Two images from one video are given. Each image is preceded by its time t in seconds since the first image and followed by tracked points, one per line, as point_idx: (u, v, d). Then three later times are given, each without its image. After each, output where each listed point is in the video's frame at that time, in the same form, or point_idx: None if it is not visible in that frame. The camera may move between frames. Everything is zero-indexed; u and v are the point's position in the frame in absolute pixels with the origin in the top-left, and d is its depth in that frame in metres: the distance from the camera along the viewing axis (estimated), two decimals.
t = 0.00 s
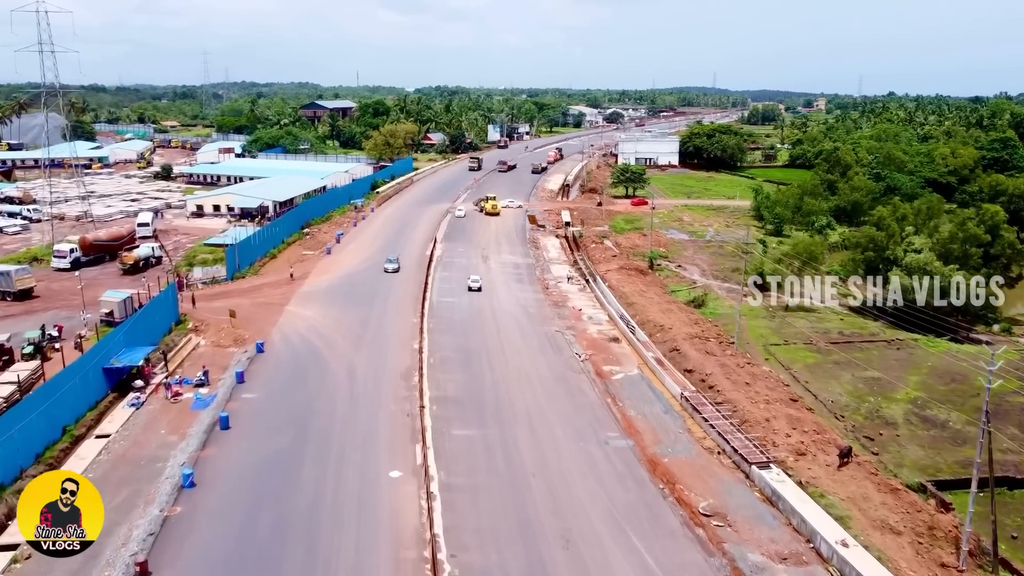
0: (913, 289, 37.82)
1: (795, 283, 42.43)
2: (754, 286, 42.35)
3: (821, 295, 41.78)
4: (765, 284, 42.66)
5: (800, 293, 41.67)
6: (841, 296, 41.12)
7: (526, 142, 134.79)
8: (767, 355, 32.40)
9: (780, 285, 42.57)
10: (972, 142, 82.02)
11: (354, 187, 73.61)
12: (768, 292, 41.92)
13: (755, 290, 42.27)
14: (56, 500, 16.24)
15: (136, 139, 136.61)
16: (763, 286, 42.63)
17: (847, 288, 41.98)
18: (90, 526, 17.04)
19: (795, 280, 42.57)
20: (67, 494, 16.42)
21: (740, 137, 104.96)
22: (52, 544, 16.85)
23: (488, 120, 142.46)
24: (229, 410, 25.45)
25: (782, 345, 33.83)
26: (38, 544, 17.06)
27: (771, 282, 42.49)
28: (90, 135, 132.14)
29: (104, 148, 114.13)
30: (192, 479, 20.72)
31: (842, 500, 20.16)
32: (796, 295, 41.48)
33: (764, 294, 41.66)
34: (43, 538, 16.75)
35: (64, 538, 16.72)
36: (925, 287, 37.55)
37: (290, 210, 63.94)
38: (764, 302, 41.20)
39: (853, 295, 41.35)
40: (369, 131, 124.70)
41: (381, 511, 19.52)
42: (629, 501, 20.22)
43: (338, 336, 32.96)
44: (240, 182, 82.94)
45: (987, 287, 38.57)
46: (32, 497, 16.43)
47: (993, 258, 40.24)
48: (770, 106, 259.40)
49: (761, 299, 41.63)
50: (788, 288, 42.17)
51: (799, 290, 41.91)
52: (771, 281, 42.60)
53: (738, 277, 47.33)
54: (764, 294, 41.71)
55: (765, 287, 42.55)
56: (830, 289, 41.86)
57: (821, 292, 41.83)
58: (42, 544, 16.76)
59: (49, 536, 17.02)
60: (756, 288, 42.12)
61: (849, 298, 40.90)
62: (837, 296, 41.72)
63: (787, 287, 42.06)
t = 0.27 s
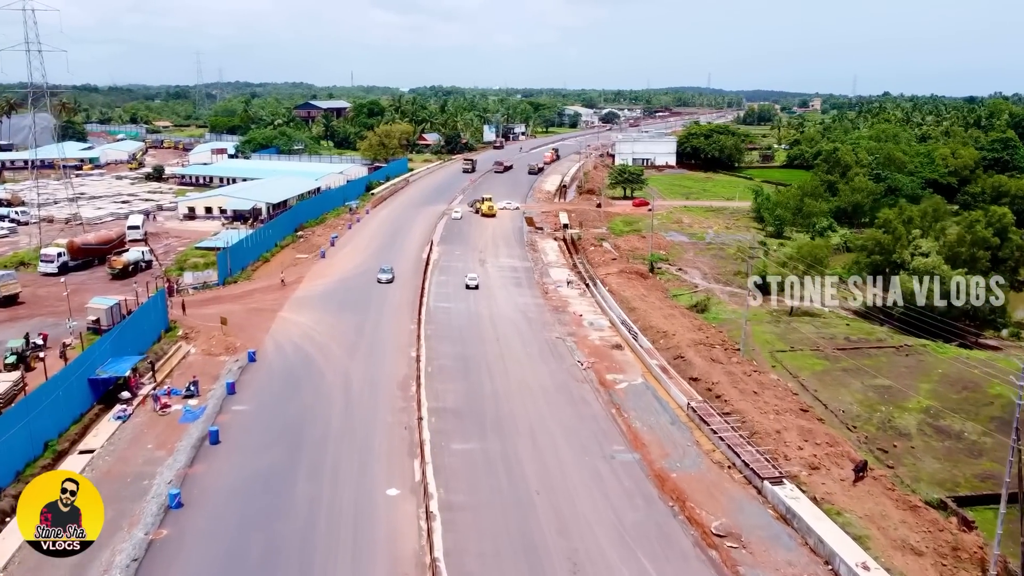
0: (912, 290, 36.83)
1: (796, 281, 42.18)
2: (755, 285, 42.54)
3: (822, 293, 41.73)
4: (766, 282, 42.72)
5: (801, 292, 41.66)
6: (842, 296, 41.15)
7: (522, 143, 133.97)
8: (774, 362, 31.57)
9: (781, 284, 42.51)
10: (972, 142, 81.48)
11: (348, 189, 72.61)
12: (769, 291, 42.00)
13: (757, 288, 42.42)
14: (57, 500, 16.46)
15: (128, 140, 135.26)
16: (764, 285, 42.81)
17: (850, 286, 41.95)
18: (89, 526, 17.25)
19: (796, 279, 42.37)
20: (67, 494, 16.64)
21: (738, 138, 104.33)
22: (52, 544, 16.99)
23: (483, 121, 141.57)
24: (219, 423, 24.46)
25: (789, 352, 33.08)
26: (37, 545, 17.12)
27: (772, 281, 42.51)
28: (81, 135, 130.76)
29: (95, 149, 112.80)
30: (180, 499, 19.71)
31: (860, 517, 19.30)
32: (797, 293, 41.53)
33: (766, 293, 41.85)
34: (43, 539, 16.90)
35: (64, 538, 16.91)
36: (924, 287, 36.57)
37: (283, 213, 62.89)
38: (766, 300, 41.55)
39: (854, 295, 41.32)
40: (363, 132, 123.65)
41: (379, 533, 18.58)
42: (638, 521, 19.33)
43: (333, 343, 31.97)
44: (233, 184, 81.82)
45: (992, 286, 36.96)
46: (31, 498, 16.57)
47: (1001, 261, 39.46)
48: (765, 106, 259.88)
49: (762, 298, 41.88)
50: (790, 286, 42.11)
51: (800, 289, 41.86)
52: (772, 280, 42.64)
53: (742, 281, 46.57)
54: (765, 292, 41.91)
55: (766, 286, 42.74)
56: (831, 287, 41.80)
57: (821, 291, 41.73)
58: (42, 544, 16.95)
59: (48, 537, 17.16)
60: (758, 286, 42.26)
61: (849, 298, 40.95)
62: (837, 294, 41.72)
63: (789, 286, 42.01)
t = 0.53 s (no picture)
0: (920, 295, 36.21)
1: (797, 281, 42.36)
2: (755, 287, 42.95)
3: (822, 293, 41.96)
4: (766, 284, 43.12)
5: (802, 293, 41.87)
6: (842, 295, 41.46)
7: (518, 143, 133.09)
8: (781, 370, 30.77)
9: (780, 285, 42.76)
10: (972, 143, 80.96)
11: (343, 190, 71.61)
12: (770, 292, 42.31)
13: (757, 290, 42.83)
14: (56, 500, 15.83)
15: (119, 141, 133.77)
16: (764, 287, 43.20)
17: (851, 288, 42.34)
18: (90, 525, 16.68)
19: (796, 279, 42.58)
20: (67, 494, 15.97)
21: (735, 138, 103.68)
22: (52, 543, 16.59)
23: (478, 121, 140.62)
24: (208, 438, 23.45)
25: (795, 358, 32.33)
26: (38, 544, 16.72)
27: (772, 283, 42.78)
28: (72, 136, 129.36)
29: (86, 150, 111.51)
30: (166, 521, 18.71)
31: (879, 537, 18.48)
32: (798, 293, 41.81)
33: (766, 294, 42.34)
34: (43, 538, 16.39)
35: (65, 538, 16.40)
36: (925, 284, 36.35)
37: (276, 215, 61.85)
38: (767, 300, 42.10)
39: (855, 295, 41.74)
40: (357, 132, 122.59)
41: (376, 557, 17.65)
42: (648, 541, 18.48)
43: (327, 352, 30.98)
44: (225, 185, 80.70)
45: (992, 287, 36.04)
46: (31, 497, 16.01)
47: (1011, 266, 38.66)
48: (759, 106, 260.03)
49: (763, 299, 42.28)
50: (790, 287, 42.33)
51: (800, 290, 42.07)
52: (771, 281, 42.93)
53: (744, 284, 45.85)
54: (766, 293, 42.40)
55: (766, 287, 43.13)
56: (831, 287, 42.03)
57: (822, 291, 41.90)
58: (42, 543, 16.45)
59: (49, 535, 16.66)
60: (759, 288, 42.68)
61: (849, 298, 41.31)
62: (837, 295, 42.04)
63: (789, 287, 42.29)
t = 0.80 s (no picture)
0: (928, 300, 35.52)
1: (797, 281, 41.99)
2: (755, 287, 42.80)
3: (822, 294, 41.58)
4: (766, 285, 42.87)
5: (802, 293, 41.45)
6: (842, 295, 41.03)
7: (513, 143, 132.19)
8: (788, 378, 29.91)
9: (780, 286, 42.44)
10: (971, 143, 80.39)
11: (337, 191, 70.56)
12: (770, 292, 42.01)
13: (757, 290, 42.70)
14: (56, 500, 15.81)
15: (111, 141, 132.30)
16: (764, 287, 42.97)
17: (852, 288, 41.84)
18: (90, 525, 16.65)
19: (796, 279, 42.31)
20: (67, 494, 15.96)
21: (732, 138, 103.03)
22: (51, 544, 16.50)
23: (474, 121, 139.67)
24: (196, 454, 22.45)
25: (802, 365, 31.51)
26: (37, 544, 16.57)
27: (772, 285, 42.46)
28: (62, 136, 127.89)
29: (76, 151, 110.11)
30: (151, 545, 17.74)
31: (901, 558, 17.62)
32: (798, 293, 41.41)
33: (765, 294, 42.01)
34: (42, 538, 16.29)
35: (64, 538, 16.33)
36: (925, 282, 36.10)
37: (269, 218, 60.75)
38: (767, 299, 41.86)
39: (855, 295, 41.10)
40: (352, 133, 121.47)
41: None
42: (660, 564, 17.59)
43: (321, 360, 29.99)
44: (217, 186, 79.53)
45: (993, 286, 35.31)
46: (30, 497, 15.96)
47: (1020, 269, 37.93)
48: (753, 105, 260.45)
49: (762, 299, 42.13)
50: (790, 287, 42.06)
51: (800, 290, 41.81)
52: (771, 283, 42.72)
53: (746, 288, 45.06)
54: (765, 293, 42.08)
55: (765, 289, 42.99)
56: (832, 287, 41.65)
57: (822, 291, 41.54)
58: (42, 544, 16.37)
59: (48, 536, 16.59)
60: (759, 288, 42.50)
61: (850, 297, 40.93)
62: (837, 295, 41.53)
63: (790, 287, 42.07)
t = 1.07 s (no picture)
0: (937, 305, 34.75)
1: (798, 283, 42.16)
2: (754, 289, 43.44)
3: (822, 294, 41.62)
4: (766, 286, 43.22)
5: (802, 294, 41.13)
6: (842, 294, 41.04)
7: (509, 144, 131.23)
8: (797, 386, 29.10)
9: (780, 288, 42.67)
10: (971, 143, 79.84)
11: (331, 193, 69.50)
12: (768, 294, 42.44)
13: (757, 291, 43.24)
14: (56, 500, 15.93)
15: (102, 142, 130.73)
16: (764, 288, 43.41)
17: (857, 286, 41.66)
18: (90, 526, 16.66)
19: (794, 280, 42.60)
20: (67, 494, 16.07)
21: (730, 138, 102.36)
22: (52, 544, 16.59)
23: (469, 122, 138.69)
24: (183, 471, 21.48)
25: (809, 373, 30.75)
26: (37, 544, 16.68)
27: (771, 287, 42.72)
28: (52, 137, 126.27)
29: (66, 152, 108.67)
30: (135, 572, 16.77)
31: None
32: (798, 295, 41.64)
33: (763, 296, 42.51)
34: (43, 538, 16.40)
35: (64, 538, 16.39)
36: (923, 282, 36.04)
37: (262, 220, 59.66)
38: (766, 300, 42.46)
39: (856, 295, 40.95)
40: (346, 133, 120.34)
41: None
42: None
43: (315, 369, 29.03)
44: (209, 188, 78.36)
45: (993, 286, 34.71)
46: (31, 497, 16.15)
47: None
48: (747, 105, 260.31)
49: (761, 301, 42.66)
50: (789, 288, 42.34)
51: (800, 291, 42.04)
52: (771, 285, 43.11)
53: (748, 291, 44.29)
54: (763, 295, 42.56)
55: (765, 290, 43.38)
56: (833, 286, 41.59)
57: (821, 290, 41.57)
58: (42, 544, 16.47)
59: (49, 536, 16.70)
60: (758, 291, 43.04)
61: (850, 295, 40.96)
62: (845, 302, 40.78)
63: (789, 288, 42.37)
